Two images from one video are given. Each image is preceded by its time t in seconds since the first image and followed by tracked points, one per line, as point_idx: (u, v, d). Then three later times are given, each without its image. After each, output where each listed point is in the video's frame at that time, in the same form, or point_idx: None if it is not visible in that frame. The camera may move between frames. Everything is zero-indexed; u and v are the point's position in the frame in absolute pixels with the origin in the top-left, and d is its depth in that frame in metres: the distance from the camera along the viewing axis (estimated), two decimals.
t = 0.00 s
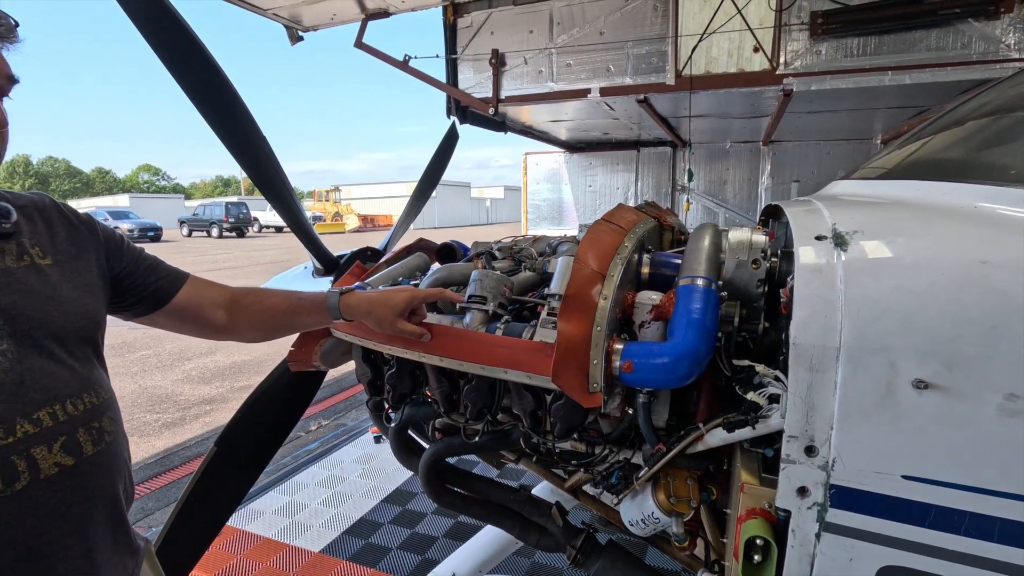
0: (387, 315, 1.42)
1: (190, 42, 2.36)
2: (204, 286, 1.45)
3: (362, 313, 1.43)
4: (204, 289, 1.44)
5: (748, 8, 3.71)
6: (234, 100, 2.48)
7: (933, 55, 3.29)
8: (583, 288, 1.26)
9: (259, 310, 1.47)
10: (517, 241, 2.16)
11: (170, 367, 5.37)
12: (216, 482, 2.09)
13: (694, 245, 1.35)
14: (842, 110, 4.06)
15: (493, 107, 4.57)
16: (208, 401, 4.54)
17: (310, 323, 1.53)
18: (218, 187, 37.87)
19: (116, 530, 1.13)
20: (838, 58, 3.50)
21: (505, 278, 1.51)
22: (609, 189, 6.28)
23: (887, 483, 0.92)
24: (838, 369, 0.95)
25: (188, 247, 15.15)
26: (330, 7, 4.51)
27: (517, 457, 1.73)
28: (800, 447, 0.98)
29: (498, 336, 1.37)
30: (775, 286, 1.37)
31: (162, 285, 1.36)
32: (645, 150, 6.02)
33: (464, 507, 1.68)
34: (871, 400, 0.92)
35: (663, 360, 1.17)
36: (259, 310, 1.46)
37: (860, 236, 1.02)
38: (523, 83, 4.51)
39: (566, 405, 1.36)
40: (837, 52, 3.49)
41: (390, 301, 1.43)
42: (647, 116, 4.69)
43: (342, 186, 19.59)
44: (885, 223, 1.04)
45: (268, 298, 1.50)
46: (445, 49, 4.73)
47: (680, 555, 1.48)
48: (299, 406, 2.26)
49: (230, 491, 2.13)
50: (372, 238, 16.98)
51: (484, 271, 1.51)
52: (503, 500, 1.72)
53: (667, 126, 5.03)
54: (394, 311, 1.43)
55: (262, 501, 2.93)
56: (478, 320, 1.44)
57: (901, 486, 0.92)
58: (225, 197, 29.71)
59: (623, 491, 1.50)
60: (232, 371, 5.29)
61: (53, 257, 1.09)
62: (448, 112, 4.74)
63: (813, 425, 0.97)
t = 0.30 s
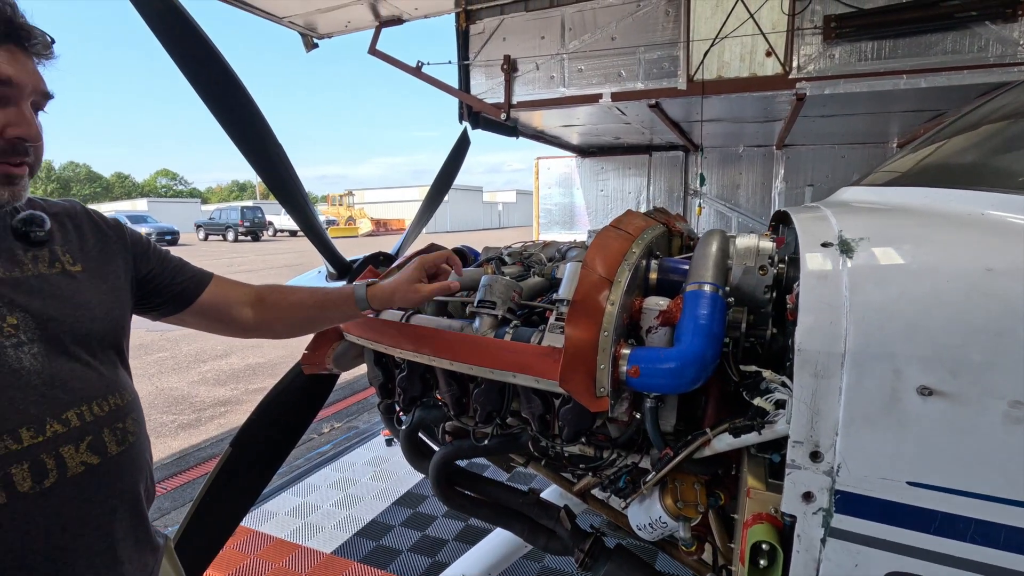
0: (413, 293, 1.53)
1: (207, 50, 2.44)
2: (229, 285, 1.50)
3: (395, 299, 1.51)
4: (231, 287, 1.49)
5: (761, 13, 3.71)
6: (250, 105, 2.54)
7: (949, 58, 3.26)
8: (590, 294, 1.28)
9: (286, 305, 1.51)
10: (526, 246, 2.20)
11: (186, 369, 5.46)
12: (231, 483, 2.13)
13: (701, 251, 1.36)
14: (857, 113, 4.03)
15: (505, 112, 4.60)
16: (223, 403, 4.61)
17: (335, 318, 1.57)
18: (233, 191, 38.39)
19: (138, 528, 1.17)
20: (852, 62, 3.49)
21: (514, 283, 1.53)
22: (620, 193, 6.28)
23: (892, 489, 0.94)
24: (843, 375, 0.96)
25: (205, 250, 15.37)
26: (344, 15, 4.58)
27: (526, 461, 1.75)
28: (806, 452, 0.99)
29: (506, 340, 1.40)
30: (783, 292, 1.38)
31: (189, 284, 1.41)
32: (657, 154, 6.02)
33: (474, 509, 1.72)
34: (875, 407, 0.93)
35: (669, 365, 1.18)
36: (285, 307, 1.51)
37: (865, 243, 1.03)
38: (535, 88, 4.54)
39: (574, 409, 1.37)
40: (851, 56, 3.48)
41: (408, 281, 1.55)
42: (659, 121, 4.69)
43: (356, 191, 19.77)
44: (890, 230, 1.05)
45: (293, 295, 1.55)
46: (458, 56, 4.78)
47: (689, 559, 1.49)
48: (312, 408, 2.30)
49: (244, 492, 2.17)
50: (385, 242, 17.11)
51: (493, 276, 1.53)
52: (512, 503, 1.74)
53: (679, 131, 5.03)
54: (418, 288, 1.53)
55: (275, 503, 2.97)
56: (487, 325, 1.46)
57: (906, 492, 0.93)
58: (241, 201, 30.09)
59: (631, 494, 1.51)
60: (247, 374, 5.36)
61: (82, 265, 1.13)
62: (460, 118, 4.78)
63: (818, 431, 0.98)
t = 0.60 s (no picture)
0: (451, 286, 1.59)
1: (223, 58, 2.52)
2: (259, 264, 1.57)
3: (434, 287, 1.58)
4: (263, 265, 1.57)
5: (774, 17, 3.71)
6: (265, 111, 2.61)
7: (965, 61, 3.23)
8: (598, 299, 1.29)
9: (321, 282, 1.60)
10: (537, 252, 2.23)
11: (202, 372, 5.53)
12: (246, 484, 2.16)
13: (709, 257, 1.37)
14: (871, 117, 4.00)
15: (516, 117, 4.62)
16: (238, 405, 4.67)
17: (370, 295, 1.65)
18: (248, 196, 38.86)
19: (164, 523, 1.25)
20: (866, 66, 3.46)
21: (523, 288, 1.55)
22: (632, 198, 6.28)
23: (900, 496, 0.95)
24: (849, 381, 0.97)
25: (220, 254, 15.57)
26: (358, 21, 4.65)
27: (535, 465, 1.77)
28: (812, 458, 1.01)
29: (514, 345, 1.42)
30: (791, 298, 1.39)
31: (218, 267, 1.48)
32: (669, 158, 6.02)
33: (483, 513, 1.74)
34: (881, 414, 0.95)
35: (677, 371, 1.19)
36: (319, 280, 1.60)
37: (872, 250, 1.04)
38: (546, 93, 4.55)
39: (582, 413, 1.38)
40: (866, 60, 3.45)
41: (449, 273, 1.61)
42: (671, 125, 4.68)
43: (369, 196, 19.92)
44: (897, 237, 1.05)
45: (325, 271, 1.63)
46: (470, 62, 4.83)
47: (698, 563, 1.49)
48: (325, 411, 2.34)
49: (258, 492, 2.20)
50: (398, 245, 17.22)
51: (501, 281, 1.55)
52: (522, 507, 1.75)
53: (691, 135, 5.02)
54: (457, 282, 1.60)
55: (288, 504, 3.01)
56: (497, 329, 1.48)
57: (912, 498, 0.94)
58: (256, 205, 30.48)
59: (639, 500, 1.50)
60: (260, 376, 5.43)
61: (111, 266, 1.21)
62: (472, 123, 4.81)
63: (824, 437, 1.00)
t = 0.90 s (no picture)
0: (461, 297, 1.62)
1: (236, 62, 2.56)
2: (275, 267, 1.59)
3: (444, 297, 1.61)
4: (278, 268, 1.58)
5: (785, 21, 3.69)
6: (276, 113, 2.64)
7: (982, 64, 3.17)
8: (606, 305, 1.30)
9: (337, 284, 1.62)
10: (546, 257, 2.25)
11: (215, 374, 5.60)
12: (259, 485, 2.19)
13: (718, 262, 1.37)
14: (886, 120, 3.96)
15: (527, 122, 4.64)
16: (251, 407, 4.72)
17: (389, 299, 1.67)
18: (262, 200, 39.31)
19: (185, 520, 1.27)
20: (880, 69, 3.43)
21: (532, 293, 1.57)
22: (643, 202, 6.27)
23: (908, 503, 0.96)
24: (856, 388, 0.98)
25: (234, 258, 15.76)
26: (371, 28, 4.71)
27: (543, 468, 1.78)
28: (820, 464, 1.02)
29: (522, 349, 1.43)
30: (800, 304, 1.40)
31: (237, 271, 1.51)
32: (680, 162, 6.00)
33: (491, 516, 1.76)
34: (890, 421, 0.96)
35: (684, 375, 1.20)
36: (335, 284, 1.62)
37: (881, 256, 1.04)
38: (557, 98, 4.58)
39: (591, 417, 1.39)
40: (879, 63, 3.42)
41: (459, 282, 1.63)
42: (682, 129, 4.67)
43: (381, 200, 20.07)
44: (906, 243, 1.05)
45: (342, 275, 1.64)
46: (481, 67, 4.87)
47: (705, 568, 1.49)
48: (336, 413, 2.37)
49: (270, 494, 2.23)
50: (410, 249, 17.33)
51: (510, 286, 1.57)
52: (531, 511, 1.78)
53: (703, 139, 5.01)
54: (467, 293, 1.62)
55: (299, 506, 3.04)
56: (506, 334, 1.50)
57: (921, 506, 0.95)
58: (270, 209, 30.84)
59: (647, 504, 1.50)
60: (273, 379, 5.48)
61: (135, 270, 1.25)
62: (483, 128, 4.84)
63: (832, 443, 1.01)
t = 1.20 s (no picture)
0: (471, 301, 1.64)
1: (247, 68, 2.59)
2: (291, 268, 1.61)
3: (455, 304, 1.63)
4: (294, 269, 1.60)
5: (797, 24, 3.67)
6: (286, 117, 2.67)
7: (999, 66, 3.12)
8: (612, 309, 1.31)
9: (350, 286, 1.64)
10: (554, 261, 2.27)
11: (228, 375, 5.67)
12: (272, 485, 2.22)
13: (725, 267, 1.37)
14: (900, 123, 3.92)
15: (537, 126, 4.66)
16: (262, 409, 4.77)
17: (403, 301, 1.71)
18: (274, 203, 39.72)
19: (197, 522, 1.30)
20: (894, 71, 3.40)
21: (539, 298, 1.59)
22: (654, 205, 6.26)
23: (915, 509, 0.98)
24: (863, 394, 1.00)
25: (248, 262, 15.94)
26: (382, 33, 4.76)
27: (551, 472, 1.79)
28: (826, 470, 1.04)
29: (529, 354, 1.44)
30: (808, 309, 1.40)
31: (254, 272, 1.54)
32: (691, 165, 5.98)
33: (499, 519, 1.78)
34: (896, 427, 0.97)
35: (690, 380, 1.20)
36: (349, 285, 1.64)
37: (888, 262, 1.05)
38: (567, 101, 4.59)
39: (598, 421, 1.40)
40: (893, 65, 3.39)
41: (467, 286, 1.64)
42: (693, 132, 4.66)
43: (392, 203, 20.19)
44: (913, 249, 1.06)
45: (356, 276, 1.66)
46: (491, 71, 4.89)
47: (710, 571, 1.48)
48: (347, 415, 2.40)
49: (281, 495, 2.25)
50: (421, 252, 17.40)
51: (518, 291, 1.60)
52: (539, 515, 1.78)
53: (714, 142, 4.99)
54: (477, 297, 1.64)
55: (309, 507, 3.07)
56: (513, 338, 1.51)
57: (927, 512, 0.97)
58: (283, 212, 31.11)
59: (654, 508, 1.51)
60: (285, 381, 5.54)
61: (155, 276, 1.28)
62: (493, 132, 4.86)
63: (838, 449, 1.03)
